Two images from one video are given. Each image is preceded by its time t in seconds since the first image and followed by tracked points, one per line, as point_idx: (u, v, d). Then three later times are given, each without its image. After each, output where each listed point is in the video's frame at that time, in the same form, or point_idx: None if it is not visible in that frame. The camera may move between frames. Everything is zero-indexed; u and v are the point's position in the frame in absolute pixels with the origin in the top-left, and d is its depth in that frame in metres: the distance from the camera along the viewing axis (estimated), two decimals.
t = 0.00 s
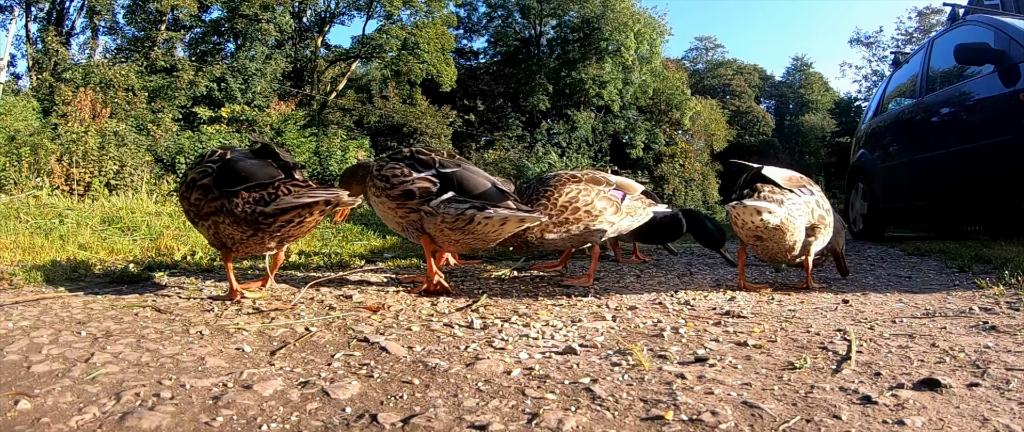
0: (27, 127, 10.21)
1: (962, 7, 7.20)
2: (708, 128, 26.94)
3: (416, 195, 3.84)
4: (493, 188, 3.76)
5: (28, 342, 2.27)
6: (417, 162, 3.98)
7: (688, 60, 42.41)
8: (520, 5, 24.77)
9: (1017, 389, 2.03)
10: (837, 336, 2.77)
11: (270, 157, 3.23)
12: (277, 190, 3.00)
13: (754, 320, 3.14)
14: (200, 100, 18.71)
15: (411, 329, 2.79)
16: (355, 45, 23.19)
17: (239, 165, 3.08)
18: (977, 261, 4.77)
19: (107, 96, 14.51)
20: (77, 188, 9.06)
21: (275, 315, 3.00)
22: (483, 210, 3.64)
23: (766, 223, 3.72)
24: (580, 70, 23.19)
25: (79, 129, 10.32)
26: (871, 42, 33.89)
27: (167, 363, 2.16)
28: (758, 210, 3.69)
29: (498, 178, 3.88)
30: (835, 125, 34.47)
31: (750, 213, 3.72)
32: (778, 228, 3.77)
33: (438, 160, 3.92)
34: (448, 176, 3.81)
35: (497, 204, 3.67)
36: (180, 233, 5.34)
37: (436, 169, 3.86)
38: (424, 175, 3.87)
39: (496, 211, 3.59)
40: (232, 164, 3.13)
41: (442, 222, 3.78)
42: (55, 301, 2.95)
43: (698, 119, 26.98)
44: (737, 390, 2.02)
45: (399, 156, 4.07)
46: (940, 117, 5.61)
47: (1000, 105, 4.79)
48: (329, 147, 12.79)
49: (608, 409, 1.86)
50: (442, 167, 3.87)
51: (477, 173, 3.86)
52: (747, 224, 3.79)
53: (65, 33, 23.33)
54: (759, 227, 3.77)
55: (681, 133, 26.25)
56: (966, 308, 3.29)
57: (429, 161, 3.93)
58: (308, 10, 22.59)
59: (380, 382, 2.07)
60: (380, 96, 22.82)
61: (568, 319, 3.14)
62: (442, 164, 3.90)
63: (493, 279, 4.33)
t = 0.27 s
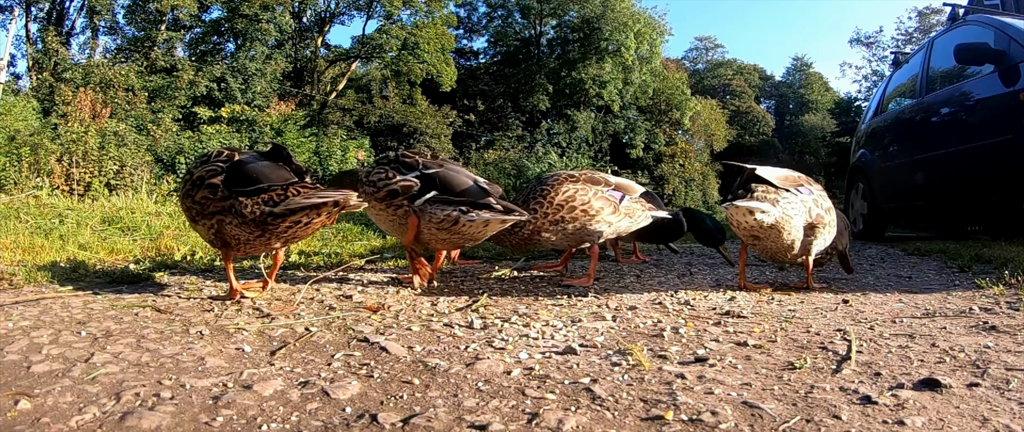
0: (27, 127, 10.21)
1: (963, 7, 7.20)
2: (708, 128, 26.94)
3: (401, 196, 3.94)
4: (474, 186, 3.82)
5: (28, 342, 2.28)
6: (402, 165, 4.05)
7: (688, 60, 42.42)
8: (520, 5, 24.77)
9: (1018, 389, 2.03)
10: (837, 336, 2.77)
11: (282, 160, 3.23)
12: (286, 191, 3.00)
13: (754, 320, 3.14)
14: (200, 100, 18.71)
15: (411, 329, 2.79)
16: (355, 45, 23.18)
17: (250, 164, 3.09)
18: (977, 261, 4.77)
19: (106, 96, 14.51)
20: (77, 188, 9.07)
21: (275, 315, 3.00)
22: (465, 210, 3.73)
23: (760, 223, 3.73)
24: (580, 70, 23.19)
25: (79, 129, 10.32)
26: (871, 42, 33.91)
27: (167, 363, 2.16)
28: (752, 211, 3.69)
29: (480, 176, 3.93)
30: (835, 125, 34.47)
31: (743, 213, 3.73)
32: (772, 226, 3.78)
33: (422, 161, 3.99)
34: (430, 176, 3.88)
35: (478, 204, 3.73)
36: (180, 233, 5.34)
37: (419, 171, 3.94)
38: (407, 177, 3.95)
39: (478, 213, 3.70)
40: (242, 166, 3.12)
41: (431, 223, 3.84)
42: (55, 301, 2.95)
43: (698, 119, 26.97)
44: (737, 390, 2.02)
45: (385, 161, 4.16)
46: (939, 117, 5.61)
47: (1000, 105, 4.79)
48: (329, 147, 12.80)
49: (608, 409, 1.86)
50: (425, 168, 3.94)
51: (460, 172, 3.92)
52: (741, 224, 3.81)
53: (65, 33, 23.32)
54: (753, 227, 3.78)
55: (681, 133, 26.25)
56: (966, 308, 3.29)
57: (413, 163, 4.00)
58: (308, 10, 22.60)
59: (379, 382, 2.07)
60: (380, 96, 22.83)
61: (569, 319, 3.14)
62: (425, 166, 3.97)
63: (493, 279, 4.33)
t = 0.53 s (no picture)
0: (27, 127, 10.21)
1: (963, 7, 7.20)
2: (708, 128, 26.95)
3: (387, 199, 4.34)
4: (453, 184, 4.24)
5: (28, 341, 2.28)
6: (387, 168, 4.46)
7: (688, 60, 42.44)
8: (520, 5, 24.77)
9: (1018, 389, 2.03)
10: (837, 336, 2.77)
11: (286, 155, 3.23)
12: (292, 184, 3.01)
13: (754, 320, 3.14)
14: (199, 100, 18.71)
15: (411, 329, 2.79)
16: (355, 45, 23.18)
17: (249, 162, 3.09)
18: (977, 261, 4.77)
19: (106, 96, 14.51)
20: (77, 188, 9.07)
21: (275, 315, 3.00)
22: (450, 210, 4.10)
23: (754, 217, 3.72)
24: (580, 70, 23.20)
25: (79, 129, 10.32)
26: (871, 42, 33.92)
27: (167, 363, 2.16)
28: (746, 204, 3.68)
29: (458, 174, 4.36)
30: (835, 125, 34.47)
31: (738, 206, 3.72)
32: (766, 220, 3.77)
33: (405, 163, 4.43)
34: (413, 178, 4.31)
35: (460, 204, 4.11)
36: (180, 233, 5.34)
37: (403, 174, 4.37)
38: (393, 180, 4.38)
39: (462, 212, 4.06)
40: (244, 163, 3.11)
41: (414, 222, 4.26)
42: (55, 301, 2.95)
43: (699, 119, 26.97)
44: (737, 390, 2.02)
45: (372, 164, 4.58)
46: (939, 118, 5.61)
47: (1000, 105, 4.79)
48: (329, 147, 12.81)
49: (608, 409, 1.86)
50: (408, 171, 4.38)
51: (439, 172, 4.35)
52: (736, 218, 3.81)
53: (65, 33, 23.32)
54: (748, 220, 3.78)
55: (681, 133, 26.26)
56: (966, 308, 3.29)
57: (397, 166, 4.44)
58: (308, 10, 22.60)
59: (380, 382, 2.07)
60: (380, 96, 22.84)
61: (569, 319, 3.14)
62: (408, 168, 4.41)
63: (493, 279, 4.33)
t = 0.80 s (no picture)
0: (27, 127, 10.21)
1: (963, 7, 7.20)
2: (708, 128, 26.99)
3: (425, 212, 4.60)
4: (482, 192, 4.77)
5: (29, 342, 2.28)
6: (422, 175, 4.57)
7: (688, 60, 42.52)
8: (520, 5, 24.78)
9: (1017, 389, 2.03)
10: (837, 336, 2.77)
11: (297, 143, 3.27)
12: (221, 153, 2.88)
13: (754, 320, 3.14)
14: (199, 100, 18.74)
15: (411, 329, 2.79)
16: (355, 45, 23.19)
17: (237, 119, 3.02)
18: (977, 261, 4.77)
19: (107, 96, 14.52)
20: (77, 188, 9.08)
21: (276, 315, 3.01)
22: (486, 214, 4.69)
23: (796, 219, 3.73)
24: (580, 70, 23.21)
25: (79, 129, 10.32)
26: (870, 42, 33.95)
27: (167, 363, 2.16)
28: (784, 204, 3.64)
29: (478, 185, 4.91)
30: (835, 125, 34.50)
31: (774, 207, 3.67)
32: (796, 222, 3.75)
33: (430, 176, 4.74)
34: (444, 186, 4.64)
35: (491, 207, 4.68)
36: (180, 233, 5.35)
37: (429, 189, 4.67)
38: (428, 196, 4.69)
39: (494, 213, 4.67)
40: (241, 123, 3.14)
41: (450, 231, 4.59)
42: (55, 301, 2.95)
43: (698, 119, 27.03)
44: (737, 391, 2.02)
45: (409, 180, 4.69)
46: (940, 118, 5.61)
47: (1000, 105, 4.79)
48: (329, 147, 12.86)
49: (608, 409, 1.86)
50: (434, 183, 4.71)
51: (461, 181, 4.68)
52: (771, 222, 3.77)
53: (65, 33, 23.32)
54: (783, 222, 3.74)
55: (681, 132, 26.28)
56: (966, 308, 3.29)
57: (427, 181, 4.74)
58: (308, 10, 22.60)
59: (379, 382, 2.07)
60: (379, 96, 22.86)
61: (569, 319, 3.14)
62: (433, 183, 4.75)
63: (493, 279, 4.33)
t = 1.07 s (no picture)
0: (27, 127, 10.21)
1: (963, 7, 7.20)
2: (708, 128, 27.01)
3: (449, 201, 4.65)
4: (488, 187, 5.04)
5: (29, 341, 2.28)
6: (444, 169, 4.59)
7: (688, 60, 42.54)
8: (520, 5, 24.76)
9: (1017, 389, 2.03)
10: (837, 336, 2.77)
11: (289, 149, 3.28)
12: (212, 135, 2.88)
13: (754, 320, 3.14)
14: (199, 100, 18.74)
15: (411, 329, 2.79)
16: (355, 45, 23.20)
17: (225, 114, 3.09)
18: (977, 261, 4.78)
19: (106, 96, 14.51)
20: (77, 188, 9.08)
21: (276, 315, 3.01)
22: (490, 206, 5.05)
23: (795, 217, 3.72)
24: (580, 70, 23.21)
25: (80, 129, 10.32)
26: (870, 42, 33.94)
27: (167, 363, 2.16)
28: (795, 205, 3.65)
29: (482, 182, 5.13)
30: (835, 125, 34.50)
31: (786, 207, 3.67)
32: (802, 222, 3.77)
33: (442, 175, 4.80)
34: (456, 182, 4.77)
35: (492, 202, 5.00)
36: (180, 233, 5.35)
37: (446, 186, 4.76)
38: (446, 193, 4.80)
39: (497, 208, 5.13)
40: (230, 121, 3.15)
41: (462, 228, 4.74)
42: (55, 301, 2.95)
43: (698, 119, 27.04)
44: (737, 391, 2.02)
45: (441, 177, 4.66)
46: (940, 117, 5.61)
47: (1000, 105, 4.79)
48: (329, 147, 12.88)
49: (608, 409, 1.86)
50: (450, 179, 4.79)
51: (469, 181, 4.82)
52: (776, 219, 3.76)
53: (65, 33, 23.31)
54: (785, 222, 3.77)
55: (681, 132, 26.29)
56: (965, 308, 3.29)
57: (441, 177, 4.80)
58: (308, 10, 22.58)
59: (380, 382, 2.07)
60: (379, 96, 22.86)
61: (568, 319, 3.15)
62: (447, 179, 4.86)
63: (493, 279, 4.33)
